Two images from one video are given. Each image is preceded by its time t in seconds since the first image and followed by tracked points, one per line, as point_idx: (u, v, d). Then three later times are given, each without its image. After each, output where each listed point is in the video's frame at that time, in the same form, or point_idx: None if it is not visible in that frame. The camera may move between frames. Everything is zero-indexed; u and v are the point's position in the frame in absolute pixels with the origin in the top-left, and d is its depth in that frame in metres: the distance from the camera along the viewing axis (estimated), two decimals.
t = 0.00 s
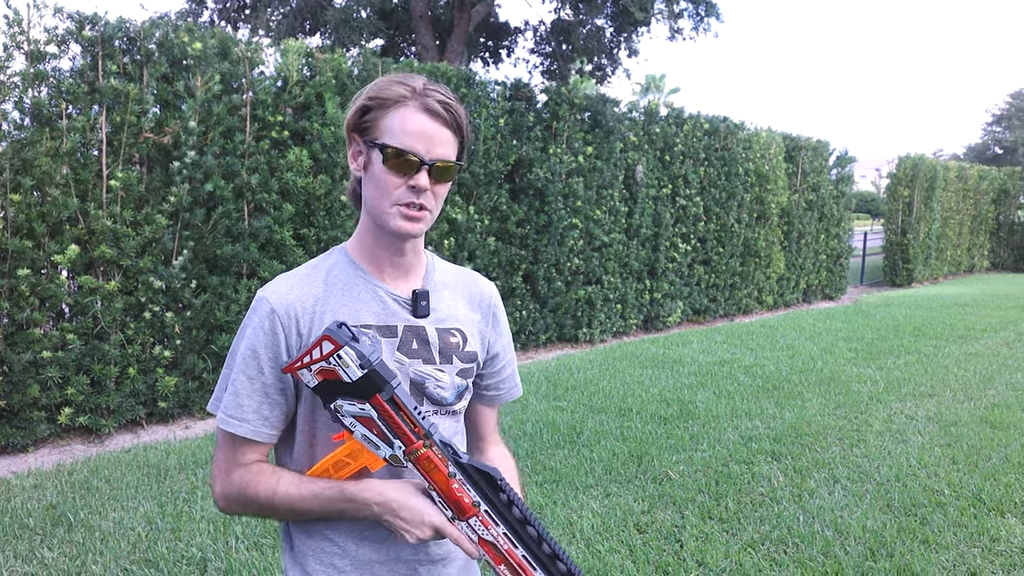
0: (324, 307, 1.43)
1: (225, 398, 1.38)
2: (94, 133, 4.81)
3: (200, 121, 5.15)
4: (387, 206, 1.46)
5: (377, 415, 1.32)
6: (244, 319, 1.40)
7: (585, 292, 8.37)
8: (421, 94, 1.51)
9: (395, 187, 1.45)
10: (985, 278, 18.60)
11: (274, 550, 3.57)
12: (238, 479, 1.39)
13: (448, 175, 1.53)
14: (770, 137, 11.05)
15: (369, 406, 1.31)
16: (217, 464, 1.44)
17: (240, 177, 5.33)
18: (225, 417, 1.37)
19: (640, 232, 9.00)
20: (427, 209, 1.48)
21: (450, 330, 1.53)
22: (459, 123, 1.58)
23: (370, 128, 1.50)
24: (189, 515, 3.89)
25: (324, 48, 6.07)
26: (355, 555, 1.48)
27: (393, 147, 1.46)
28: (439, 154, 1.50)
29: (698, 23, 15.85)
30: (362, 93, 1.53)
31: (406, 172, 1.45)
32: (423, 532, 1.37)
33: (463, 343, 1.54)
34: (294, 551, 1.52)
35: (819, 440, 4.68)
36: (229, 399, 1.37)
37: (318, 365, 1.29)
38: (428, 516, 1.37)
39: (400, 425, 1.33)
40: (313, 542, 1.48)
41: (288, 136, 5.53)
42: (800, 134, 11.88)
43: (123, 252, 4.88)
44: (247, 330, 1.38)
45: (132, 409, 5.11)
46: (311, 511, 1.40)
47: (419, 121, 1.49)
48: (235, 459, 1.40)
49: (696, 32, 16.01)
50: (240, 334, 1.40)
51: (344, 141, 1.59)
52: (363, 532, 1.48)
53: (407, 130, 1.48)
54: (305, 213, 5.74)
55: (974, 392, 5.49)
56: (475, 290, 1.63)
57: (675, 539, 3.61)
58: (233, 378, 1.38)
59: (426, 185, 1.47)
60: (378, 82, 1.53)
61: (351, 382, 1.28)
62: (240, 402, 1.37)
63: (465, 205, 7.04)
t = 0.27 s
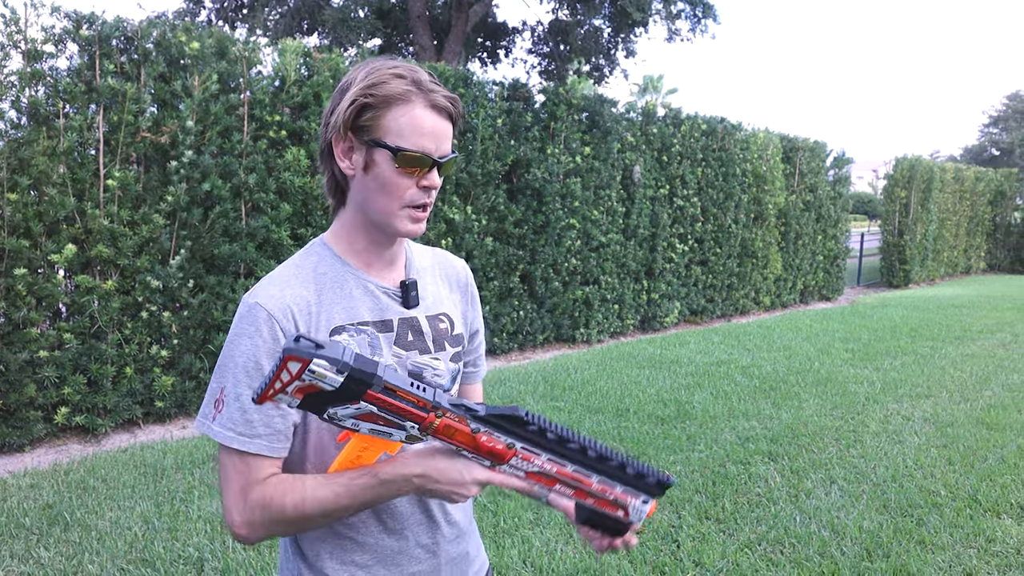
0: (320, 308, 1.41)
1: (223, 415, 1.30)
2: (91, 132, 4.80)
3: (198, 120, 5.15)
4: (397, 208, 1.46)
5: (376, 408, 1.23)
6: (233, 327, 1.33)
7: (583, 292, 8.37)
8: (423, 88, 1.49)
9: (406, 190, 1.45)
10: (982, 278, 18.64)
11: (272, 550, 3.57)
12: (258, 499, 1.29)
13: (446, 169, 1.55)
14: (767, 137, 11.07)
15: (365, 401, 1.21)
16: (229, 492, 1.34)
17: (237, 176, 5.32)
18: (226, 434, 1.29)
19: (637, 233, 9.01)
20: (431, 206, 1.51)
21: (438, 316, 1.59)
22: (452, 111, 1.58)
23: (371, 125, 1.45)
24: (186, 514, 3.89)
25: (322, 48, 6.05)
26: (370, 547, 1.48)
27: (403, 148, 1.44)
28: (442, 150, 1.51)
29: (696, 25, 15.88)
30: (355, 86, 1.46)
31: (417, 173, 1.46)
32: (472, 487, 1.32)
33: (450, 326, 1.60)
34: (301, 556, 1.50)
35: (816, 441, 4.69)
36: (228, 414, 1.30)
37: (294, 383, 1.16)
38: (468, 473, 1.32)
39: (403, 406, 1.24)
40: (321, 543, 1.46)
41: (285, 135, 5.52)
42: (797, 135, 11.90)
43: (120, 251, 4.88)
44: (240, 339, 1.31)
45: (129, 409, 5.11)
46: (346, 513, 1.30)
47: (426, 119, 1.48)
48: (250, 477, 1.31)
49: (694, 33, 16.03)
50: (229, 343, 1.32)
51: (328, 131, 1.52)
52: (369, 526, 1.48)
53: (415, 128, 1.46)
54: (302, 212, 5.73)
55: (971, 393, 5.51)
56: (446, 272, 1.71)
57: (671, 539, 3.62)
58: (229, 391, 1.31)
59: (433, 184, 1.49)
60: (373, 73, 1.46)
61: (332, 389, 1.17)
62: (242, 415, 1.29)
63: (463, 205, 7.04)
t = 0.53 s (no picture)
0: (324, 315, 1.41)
1: (259, 432, 1.30)
2: (87, 132, 4.79)
3: (195, 120, 5.14)
4: (407, 213, 1.48)
5: (406, 399, 1.25)
6: (246, 345, 1.32)
7: (580, 292, 8.37)
8: (434, 93, 1.50)
9: (419, 195, 1.48)
10: (978, 279, 18.68)
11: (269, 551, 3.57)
12: (319, 507, 1.27)
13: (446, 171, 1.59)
14: (764, 138, 11.08)
15: (397, 396, 1.23)
16: (283, 506, 1.31)
17: (234, 176, 5.31)
18: (268, 450, 1.30)
19: (634, 233, 9.02)
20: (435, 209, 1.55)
21: (434, 313, 1.61)
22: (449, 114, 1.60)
23: (387, 131, 1.45)
24: (183, 515, 3.88)
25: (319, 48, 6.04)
26: (381, 547, 1.48)
27: (418, 156, 1.46)
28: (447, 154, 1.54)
29: (693, 25, 15.90)
30: (369, 90, 1.44)
31: (428, 180, 1.49)
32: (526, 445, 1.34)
33: (446, 322, 1.63)
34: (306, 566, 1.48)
35: (813, 441, 4.70)
36: (266, 431, 1.29)
37: (326, 397, 1.18)
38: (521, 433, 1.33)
39: (431, 390, 1.26)
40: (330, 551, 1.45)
41: (282, 136, 5.51)
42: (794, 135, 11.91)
43: (117, 252, 4.87)
44: (258, 356, 1.31)
45: (126, 409, 5.10)
46: (409, 501, 1.30)
47: (438, 125, 1.49)
48: (304, 487, 1.29)
49: (690, 33, 16.05)
50: (245, 362, 1.31)
51: (334, 131, 1.48)
52: (377, 532, 1.48)
53: (428, 135, 1.48)
54: (299, 213, 5.72)
55: (967, 393, 5.52)
56: (439, 265, 1.72)
57: (669, 539, 3.62)
58: (258, 408, 1.31)
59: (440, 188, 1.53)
60: (387, 76, 1.45)
61: (361, 393, 1.19)
62: (280, 430, 1.30)
63: (460, 205, 7.03)
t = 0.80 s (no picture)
0: (336, 302, 1.42)
1: (288, 412, 1.31)
2: (79, 131, 4.77)
3: (187, 120, 5.12)
4: (418, 203, 1.49)
5: (458, 361, 1.39)
6: (265, 331, 1.34)
7: (573, 292, 8.37)
8: (439, 87, 1.53)
9: (430, 184, 1.49)
10: (969, 279, 18.77)
11: (261, 551, 3.56)
12: (361, 482, 1.27)
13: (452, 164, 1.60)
14: (757, 138, 11.11)
15: (448, 356, 1.38)
16: (320, 483, 1.30)
17: (227, 176, 5.29)
18: (302, 428, 1.31)
19: (627, 233, 9.02)
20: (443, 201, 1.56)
21: (445, 308, 1.61)
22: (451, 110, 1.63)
23: (397, 123, 1.46)
24: (175, 515, 3.87)
25: (312, 47, 6.03)
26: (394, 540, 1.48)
27: (427, 145, 1.47)
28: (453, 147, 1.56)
29: (686, 26, 15.93)
30: (378, 84, 1.46)
31: (437, 169, 1.49)
32: (566, 435, 1.38)
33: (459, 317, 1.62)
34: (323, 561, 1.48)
35: (805, 441, 4.71)
36: (296, 408, 1.31)
37: (388, 346, 1.35)
38: (561, 425, 1.38)
39: (482, 356, 1.40)
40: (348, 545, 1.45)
41: (275, 135, 5.49)
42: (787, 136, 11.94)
43: (109, 251, 4.84)
44: (281, 340, 1.33)
45: (118, 410, 5.07)
46: (451, 484, 1.31)
47: (444, 115, 1.51)
48: (343, 463, 1.29)
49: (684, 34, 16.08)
50: (268, 347, 1.33)
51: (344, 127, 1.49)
52: (393, 523, 1.48)
53: (435, 125, 1.49)
54: (292, 213, 5.70)
55: (959, 393, 5.54)
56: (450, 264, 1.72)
57: (661, 540, 3.63)
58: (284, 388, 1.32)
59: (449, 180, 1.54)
60: (393, 71, 1.47)
61: (419, 345, 1.35)
62: (308, 409, 1.31)
63: (454, 204, 7.03)
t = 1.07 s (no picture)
0: (375, 285, 1.42)
1: (320, 385, 1.30)
2: (70, 131, 4.75)
3: (179, 120, 5.10)
4: (450, 195, 1.49)
5: (491, 355, 1.44)
6: (304, 305, 1.34)
7: (566, 292, 8.38)
8: (467, 86, 1.55)
9: (462, 178, 1.49)
10: (960, 279, 18.85)
11: (253, 553, 3.55)
12: (379, 459, 1.28)
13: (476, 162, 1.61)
14: (750, 139, 11.13)
15: (486, 346, 1.43)
16: (337, 456, 1.29)
17: (219, 176, 5.27)
18: (332, 402, 1.30)
19: (620, 233, 9.03)
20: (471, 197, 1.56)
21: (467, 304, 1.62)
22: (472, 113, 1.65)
23: (430, 118, 1.48)
24: (166, 517, 3.85)
25: (305, 47, 6.01)
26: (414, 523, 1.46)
27: (459, 139, 1.49)
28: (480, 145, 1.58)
29: (679, 26, 15.96)
30: (411, 84, 1.49)
31: (468, 163, 1.50)
32: (565, 445, 1.43)
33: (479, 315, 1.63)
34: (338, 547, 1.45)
35: (798, 441, 4.71)
36: (328, 381, 1.30)
37: (432, 325, 1.40)
38: (568, 430, 1.45)
39: (514, 357, 1.45)
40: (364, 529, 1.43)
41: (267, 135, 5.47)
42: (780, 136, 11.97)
43: (100, 252, 4.82)
44: (320, 314, 1.32)
45: (109, 411, 5.05)
46: (460, 473, 1.33)
47: (475, 113, 1.53)
48: (363, 439, 1.30)
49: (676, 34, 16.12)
50: (305, 320, 1.33)
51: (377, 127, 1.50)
52: (412, 506, 1.46)
53: (466, 121, 1.50)
54: (285, 213, 5.68)
55: (951, 393, 5.56)
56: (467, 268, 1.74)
57: (654, 540, 3.63)
58: (319, 361, 1.31)
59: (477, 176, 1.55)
60: (424, 73, 1.50)
61: (461, 331, 1.41)
62: (340, 383, 1.30)
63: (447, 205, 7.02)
